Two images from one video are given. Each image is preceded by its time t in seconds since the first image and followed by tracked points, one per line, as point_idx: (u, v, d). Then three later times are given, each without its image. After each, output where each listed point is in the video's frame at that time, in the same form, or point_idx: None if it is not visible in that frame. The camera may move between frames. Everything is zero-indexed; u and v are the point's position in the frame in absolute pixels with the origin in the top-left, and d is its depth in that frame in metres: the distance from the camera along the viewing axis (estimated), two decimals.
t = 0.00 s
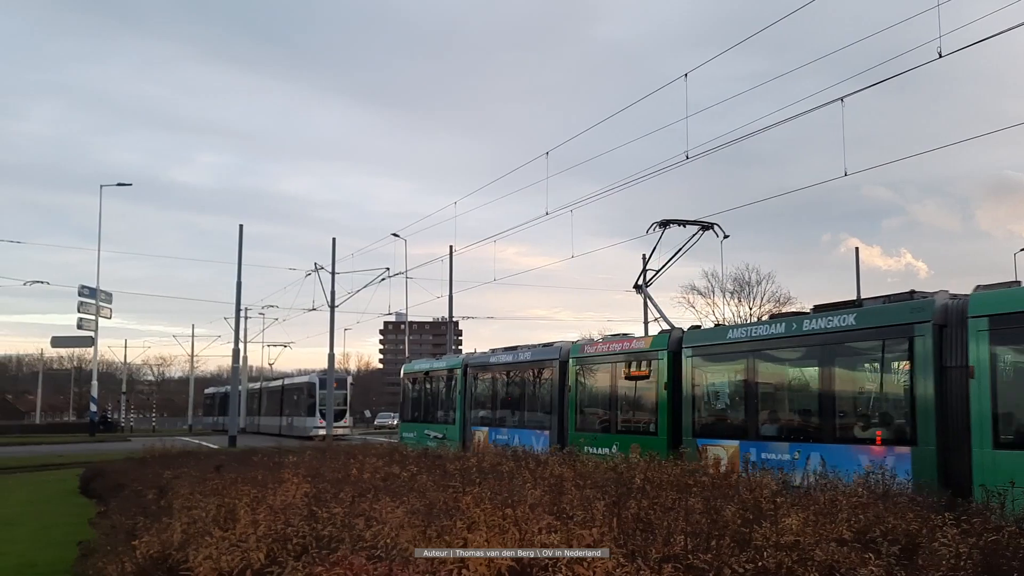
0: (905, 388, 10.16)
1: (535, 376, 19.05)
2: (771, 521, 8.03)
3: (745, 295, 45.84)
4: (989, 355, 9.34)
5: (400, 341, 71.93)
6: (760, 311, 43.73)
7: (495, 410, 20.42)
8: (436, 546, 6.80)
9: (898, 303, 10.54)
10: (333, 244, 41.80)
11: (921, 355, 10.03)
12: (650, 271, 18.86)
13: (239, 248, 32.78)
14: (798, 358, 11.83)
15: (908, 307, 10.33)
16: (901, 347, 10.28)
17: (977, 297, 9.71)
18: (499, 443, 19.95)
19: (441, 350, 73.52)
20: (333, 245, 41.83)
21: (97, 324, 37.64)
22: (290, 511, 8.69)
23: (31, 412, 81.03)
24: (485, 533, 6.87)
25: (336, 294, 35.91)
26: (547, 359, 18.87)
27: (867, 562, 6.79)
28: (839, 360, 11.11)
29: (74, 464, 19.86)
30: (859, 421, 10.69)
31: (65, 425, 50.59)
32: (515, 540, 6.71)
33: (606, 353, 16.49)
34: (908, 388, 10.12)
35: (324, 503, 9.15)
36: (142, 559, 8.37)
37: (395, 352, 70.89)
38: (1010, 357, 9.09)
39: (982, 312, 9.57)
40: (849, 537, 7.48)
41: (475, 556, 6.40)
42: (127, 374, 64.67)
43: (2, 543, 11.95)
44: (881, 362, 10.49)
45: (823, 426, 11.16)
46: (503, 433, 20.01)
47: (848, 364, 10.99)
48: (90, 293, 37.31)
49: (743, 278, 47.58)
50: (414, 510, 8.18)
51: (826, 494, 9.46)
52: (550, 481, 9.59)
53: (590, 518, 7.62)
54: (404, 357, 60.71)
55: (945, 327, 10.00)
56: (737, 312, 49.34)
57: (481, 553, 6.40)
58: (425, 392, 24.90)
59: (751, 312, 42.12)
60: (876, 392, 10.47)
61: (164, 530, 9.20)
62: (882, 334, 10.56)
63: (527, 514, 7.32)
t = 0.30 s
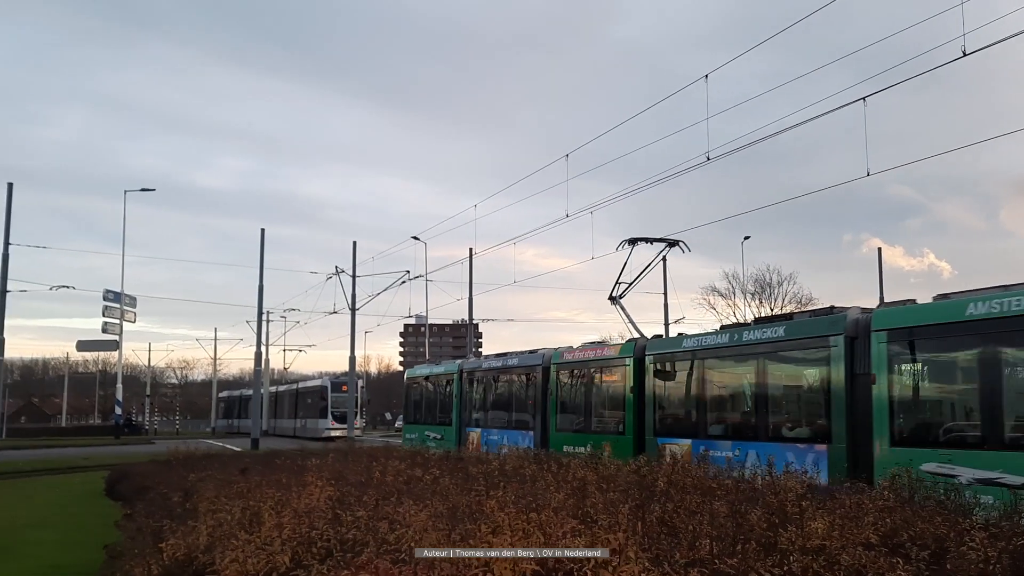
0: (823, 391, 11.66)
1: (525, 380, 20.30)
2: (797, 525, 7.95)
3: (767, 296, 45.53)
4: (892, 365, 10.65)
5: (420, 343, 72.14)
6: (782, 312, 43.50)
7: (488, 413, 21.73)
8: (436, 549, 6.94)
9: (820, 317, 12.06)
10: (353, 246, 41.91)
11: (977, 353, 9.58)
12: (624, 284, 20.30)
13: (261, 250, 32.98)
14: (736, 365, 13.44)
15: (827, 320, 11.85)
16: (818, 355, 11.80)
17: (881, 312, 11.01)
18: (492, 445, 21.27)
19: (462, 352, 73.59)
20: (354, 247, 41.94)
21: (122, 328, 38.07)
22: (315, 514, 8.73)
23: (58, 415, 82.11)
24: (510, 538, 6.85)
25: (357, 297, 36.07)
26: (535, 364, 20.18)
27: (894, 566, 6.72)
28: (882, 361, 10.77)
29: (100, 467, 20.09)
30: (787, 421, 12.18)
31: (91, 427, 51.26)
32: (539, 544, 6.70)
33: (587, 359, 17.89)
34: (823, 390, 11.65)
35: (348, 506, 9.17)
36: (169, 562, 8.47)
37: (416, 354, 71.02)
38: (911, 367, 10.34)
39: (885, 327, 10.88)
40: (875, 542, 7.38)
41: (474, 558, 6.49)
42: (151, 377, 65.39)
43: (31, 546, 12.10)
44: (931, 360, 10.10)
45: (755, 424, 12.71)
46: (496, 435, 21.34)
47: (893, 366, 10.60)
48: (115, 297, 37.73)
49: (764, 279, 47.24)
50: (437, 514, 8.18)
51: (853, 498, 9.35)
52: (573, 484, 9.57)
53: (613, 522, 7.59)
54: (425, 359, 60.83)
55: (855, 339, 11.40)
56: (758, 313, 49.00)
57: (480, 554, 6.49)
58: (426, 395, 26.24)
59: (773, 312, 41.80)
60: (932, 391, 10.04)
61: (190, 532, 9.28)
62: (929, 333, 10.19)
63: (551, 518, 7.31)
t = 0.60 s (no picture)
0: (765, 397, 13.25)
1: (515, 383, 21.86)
2: (821, 529, 7.98)
3: (788, 298, 45.32)
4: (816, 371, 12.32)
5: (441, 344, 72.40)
6: (803, 315, 43.31)
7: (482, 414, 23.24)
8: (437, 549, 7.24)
9: (760, 329, 13.75)
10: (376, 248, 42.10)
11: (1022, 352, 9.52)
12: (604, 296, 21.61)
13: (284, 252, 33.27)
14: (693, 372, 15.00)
15: (765, 333, 13.53)
16: (758, 362, 13.43)
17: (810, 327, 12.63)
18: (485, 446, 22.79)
19: (483, 353, 73.73)
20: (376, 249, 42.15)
21: (148, 330, 38.57)
22: (341, 515, 8.86)
23: (85, 415, 83.33)
24: (535, 542, 6.93)
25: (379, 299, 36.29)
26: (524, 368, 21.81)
27: (921, 572, 6.74)
28: (916, 364, 10.70)
29: (128, 466, 20.41)
30: (734, 422, 13.75)
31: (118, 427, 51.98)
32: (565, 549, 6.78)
33: (566, 365, 19.59)
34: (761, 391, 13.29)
35: (373, 507, 9.30)
36: (197, 563, 8.66)
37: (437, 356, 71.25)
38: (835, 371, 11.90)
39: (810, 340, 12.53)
40: (902, 547, 7.40)
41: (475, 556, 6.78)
42: (177, 378, 66.21)
43: (63, 545, 12.35)
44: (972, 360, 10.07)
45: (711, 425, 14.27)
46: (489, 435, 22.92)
47: (929, 366, 10.55)
48: (141, 299, 38.20)
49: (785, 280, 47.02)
50: (462, 516, 8.28)
51: (877, 502, 9.36)
52: (595, 487, 9.64)
53: (638, 525, 7.66)
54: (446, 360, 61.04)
55: (788, 349, 13.10)
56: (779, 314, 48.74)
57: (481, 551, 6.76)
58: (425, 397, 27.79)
59: (794, 313, 41.56)
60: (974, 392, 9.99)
61: (218, 533, 9.46)
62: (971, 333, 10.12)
63: (576, 522, 7.39)
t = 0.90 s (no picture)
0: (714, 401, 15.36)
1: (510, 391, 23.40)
2: (846, 537, 7.90)
3: (808, 301, 44.98)
4: (761, 377, 14.30)
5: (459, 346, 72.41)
6: (824, 318, 42.96)
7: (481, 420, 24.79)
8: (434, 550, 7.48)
9: (715, 342, 15.78)
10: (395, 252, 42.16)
11: None
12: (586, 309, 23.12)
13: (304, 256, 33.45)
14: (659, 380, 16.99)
15: (719, 345, 15.56)
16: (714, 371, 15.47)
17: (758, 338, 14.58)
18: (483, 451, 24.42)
19: (501, 356, 73.64)
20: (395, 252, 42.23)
21: (170, 333, 38.89)
22: (361, 521, 8.87)
23: (108, 417, 84.17)
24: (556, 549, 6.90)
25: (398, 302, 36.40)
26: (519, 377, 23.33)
27: None
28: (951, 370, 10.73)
29: (150, 469, 20.56)
30: (693, 424, 15.74)
31: (140, 429, 52.45)
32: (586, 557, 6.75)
33: (553, 372, 21.42)
34: (716, 395, 15.30)
35: (393, 513, 9.31)
36: (218, 567, 8.75)
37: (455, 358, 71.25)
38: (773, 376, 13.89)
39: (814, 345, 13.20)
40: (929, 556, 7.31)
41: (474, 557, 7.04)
42: (197, 380, 66.74)
43: (87, 548, 12.45)
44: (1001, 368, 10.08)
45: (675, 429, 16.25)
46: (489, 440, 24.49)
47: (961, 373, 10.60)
48: (163, 303, 38.51)
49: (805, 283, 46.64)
50: (483, 523, 8.25)
51: (902, 509, 9.24)
52: (617, 493, 9.59)
53: (661, 533, 7.61)
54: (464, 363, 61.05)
55: (739, 359, 15.07)
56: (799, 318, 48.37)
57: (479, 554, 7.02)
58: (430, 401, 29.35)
59: (815, 317, 41.21)
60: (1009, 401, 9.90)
61: (239, 538, 9.51)
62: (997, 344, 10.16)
63: (597, 530, 7.36)
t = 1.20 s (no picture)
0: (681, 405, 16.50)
1: (510, 394, 24.76)
2: (879, 545, 7.78)
3: (836, 303, 44.47)
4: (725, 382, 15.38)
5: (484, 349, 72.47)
6: (853, 320, 42.43)
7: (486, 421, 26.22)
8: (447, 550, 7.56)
9: (688, 351, 16.81)
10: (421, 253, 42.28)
11: (966, 372, 11.16)
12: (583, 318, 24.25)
13: (331, 258, 33.61)
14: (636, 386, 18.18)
15: (691, 354, 16.59)
16: (686, 377, 16.48)
17: (720, 349, 15.79)
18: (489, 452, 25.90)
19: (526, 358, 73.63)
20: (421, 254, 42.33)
21: (199, 334, 39.33)
22: (388, 524, 8.88)
23: (138, 417, 85.39)
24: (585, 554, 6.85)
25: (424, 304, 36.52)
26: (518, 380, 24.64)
27: None
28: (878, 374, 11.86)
29: (180, 469, 20.78)
30: (669, 427, 16.74)
31: (170, 429, 53.09)
32: (614, 563, 6.71)
33: (548, 377, 22.58)
34: (686, 400, 16.35)
35: (420, 516, 9.32)
36: (247, 568, 8.82)
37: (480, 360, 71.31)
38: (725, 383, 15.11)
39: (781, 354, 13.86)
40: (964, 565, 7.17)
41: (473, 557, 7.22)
42: (226, 381, 67.42)
43: (119, 547, 12.60)
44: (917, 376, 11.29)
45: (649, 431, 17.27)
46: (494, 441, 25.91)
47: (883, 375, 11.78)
48: (192, 304, 38.95)
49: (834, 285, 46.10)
50: (509, 527, 8.23)
51: (935, 516, 9.09)
52: (645, 498, 9.51)
53: (690, 539, 7.54)
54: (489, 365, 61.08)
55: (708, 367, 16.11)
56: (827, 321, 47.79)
57: (481, 553, 7.19)
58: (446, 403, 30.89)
59: (844, 320, 40.74)
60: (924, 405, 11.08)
61: (268, 538, 9.59)
62: (914, 355, 11.36)
63: (625, 535, 7.31)
